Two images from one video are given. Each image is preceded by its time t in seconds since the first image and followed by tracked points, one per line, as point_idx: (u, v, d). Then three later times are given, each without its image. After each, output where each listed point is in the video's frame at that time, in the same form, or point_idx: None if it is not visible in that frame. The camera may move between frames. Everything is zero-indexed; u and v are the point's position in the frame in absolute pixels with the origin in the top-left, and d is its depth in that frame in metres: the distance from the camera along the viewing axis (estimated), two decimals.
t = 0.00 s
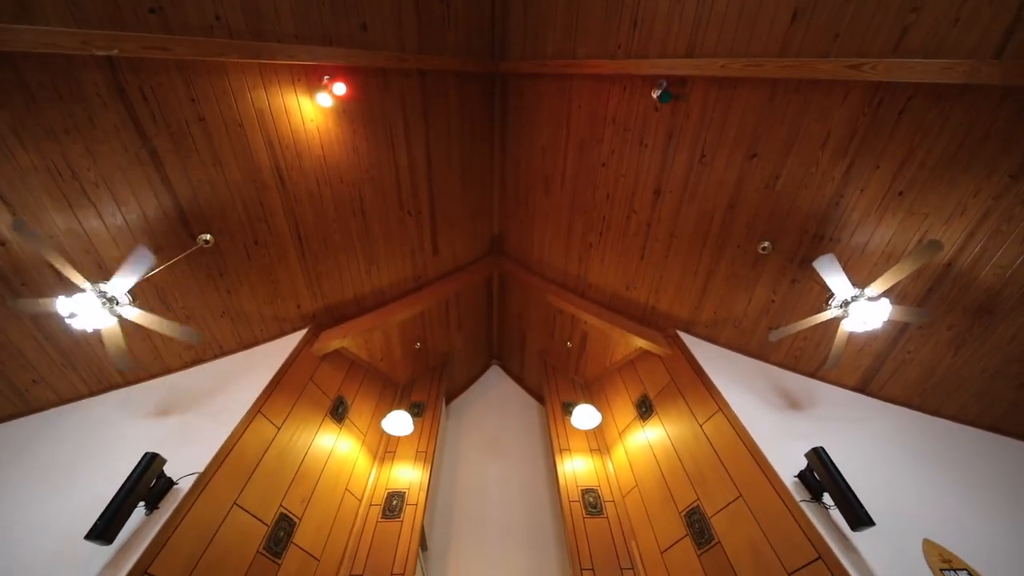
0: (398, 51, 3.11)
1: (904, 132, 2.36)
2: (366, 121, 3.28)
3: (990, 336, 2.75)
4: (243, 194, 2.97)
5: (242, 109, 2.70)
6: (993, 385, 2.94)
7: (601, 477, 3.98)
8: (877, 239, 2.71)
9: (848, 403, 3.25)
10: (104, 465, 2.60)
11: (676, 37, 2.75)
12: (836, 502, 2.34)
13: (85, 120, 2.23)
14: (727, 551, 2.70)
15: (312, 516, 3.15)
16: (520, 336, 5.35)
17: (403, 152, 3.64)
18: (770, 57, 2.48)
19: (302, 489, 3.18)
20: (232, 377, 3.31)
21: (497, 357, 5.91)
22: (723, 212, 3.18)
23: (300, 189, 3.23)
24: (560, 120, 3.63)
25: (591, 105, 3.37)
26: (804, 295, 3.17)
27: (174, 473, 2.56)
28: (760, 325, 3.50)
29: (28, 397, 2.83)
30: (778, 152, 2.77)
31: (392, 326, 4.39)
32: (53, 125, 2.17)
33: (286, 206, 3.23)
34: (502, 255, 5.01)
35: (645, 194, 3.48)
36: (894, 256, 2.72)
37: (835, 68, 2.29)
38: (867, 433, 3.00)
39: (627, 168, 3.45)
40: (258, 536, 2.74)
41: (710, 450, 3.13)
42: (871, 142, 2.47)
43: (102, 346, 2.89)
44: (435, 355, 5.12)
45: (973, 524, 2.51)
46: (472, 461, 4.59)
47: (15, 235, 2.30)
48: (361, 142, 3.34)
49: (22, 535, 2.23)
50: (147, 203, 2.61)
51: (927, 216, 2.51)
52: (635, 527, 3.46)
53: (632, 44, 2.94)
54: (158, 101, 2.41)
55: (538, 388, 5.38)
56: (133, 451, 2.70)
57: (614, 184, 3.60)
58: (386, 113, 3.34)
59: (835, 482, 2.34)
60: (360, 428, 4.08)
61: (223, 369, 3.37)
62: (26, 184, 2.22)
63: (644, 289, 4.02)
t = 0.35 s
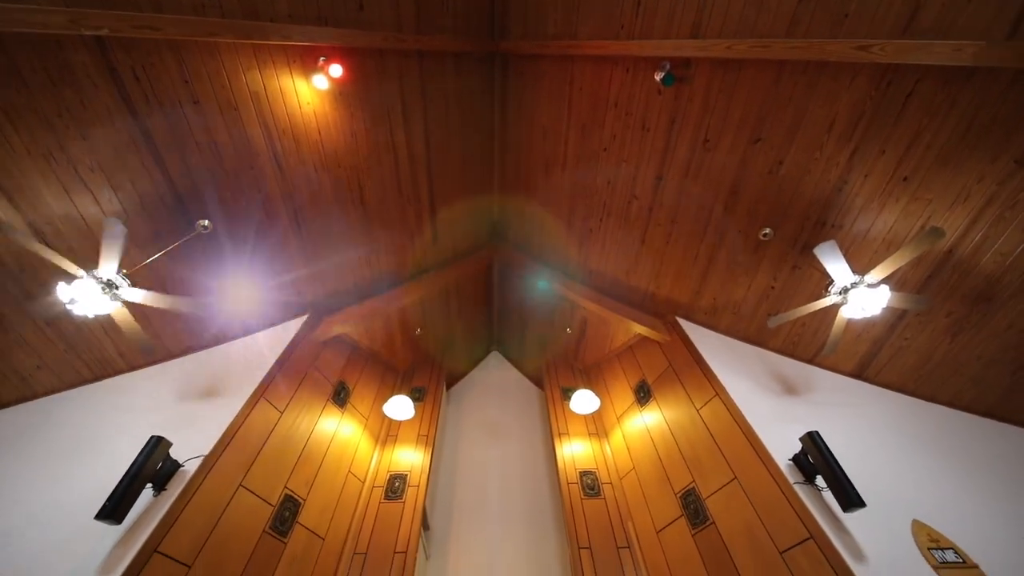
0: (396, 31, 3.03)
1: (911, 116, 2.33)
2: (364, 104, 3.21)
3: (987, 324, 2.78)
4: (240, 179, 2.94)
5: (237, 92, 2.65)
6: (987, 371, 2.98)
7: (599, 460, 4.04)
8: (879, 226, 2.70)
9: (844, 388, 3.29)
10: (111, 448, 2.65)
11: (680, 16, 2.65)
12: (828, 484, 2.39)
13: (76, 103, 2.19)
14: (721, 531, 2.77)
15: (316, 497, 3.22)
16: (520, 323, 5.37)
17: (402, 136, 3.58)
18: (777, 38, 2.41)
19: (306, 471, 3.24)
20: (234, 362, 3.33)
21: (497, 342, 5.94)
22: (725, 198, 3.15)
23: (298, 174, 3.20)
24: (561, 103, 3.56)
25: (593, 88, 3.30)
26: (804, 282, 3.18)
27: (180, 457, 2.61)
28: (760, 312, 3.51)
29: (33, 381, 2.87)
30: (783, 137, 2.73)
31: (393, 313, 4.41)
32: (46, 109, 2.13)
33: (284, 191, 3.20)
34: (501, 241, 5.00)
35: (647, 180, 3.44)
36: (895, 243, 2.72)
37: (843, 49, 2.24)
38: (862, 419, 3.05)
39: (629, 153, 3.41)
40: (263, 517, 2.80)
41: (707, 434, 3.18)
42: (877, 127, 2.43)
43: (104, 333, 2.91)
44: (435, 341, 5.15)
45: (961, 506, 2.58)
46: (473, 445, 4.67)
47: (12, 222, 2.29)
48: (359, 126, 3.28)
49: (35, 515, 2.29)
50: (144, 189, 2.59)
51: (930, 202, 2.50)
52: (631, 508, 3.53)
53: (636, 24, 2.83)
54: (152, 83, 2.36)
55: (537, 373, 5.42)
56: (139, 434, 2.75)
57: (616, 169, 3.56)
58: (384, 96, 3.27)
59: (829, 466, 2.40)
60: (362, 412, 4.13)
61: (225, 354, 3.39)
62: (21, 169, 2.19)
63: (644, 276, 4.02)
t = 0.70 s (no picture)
0: None
1: (922, 93, 2.27)
2: (360, 79, 3.11)
3: (986, 305, 2.79)
4: (236, 157, 2.89)
5: (230, 65, 2.57)
6: (982, 352, 3.02)
7: (597, 437, 4.13)
8: (884, 206, 2.68)
9: (840, 368, 3.34)
10: (121, 424, 2.72)
11: None
12: (820, 460, 2.46)
13: (65, 76, 2.14)
14: (714, 504, 2.87)
15: (321, 471, 3.32)
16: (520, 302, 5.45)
17: (400, 112, 3.49)
18: (790, 8, 2.31)
19: (311, 446, 3.33)
20: (237, 341, 3.36)
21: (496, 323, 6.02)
22: (729, 177, 3.10)
23: (294, 152, 3.13)
24: (564, 78, 3.45)
25: (596, 62, 3.18)
26: (805, 263, 3.17)
27: (189, 432, 2.68)
28: (760, 293, 3.51)
29: (40, 359, 2.93)
30: (790, 114, 2.66)
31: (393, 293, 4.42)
32: (34, 82, 2.09)
33: (281, 169, 3.14)
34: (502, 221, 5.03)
35: (650, 158, 3.38)
36: (899, 223, 2.70)
37: (857, 22, 2.15)
38: (855, 398, 3.10)
39: (632, 130, 3.33)
40: (271, 489, 2.90)
41: (703, 412, 3.24)
42: (887, 104, 2.37)
43: (106, 312, 2.94)
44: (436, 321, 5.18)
45: (944, 481, 2.67)
46: (474, 422, 4.77)
47: (9, 201, 2.28)
48: (356, 103, 3.20)
49: (54, 485, 2.39)
50: (139, 167, 2.55)
51: (937, 183, 2.47)
52: (627, 482, 3.64)
53: None
54: (141, 56, 2.29)
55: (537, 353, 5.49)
56: (147, 411, 2.82)
57: (618, 148, 3.49)
58: (381, 70, 3.17)
59: (822, 442, 2.46)
60: (365, 390, 4.20)
61: (227, 333, 3.42)
62: (14, 146, 2.17)
63: (644, 256, 4.02)
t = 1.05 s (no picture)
0: None
1: (938, 65, 2.19)
2: (355, 49, 3.00)
3: (985, 285, 2.80)
4: (230, 131, 2.82)
5: (219, 33, 2.47)
6: (978, 330, 3.05)
7: (594, 411, 4.22)
8: (890, 183, 2.63)
9: (836, 347, 3.37)
10: (128, 398, 2.78)
11: None
12: (812, 434, 2.53)
13: (49, 45, 2.05)
14: (707, 475, 2.97)
15: (327, 444, 3.42)
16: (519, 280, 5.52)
17: (397, 85, 3.39)
18: None
19: (316, 420, 3.41)
20: (240, 318, 3.39)
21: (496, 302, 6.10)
22: (734, 153, 3.04)
23: (290, 126, 3.06)
24: (566, 48, 3.32)
25: (600, 31, 3.06)
26: (807, 242, 3.15)
27: (196, 406, 2.74)
28: (761, 272, 3.51)
29: (46, 336, 2.96)
30: (800, 87, 2.58)
31: (393, 272, 4.42)
32: (18, 53, 2.01)
33: (277, 144, 3.08)
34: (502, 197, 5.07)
35: (654, 134, 3.30)
36: (905, 201, 2.67)
37: None
38: (850, 375, 3.15)
39: (636, 104, 3.24)
40: (279, 460, 3.00)
41: (700, 388, 3.30)
42: (900, 77, 2.29)
43: (108, 291, 2.95)
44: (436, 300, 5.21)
45: (931, 454, 2.75)
46: (474, 397, 4.87)
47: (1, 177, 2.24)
48: (352, 75, 3.10)
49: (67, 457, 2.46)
50: (132, 141, 2.49)
51: (946, 159, 2.42)
52: (623, 454, 3.76)
53: None
54: (127, 24, 2.20)
55: (536, 331, 5.56)
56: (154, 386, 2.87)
57: (621, 123, 3.41)
58: (377, 39, 3.05)
59: (814, 418, 2.52)
60: (368, 366, 4.26)
61: (229, 310, 3.44)
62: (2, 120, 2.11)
63: (645, 235, 3.99)
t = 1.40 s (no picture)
0: None
1: (957, 35, 2.10)
2: (349, 17, 2.87)
3: (987, 264, 2.78)
4: (224, 104, 2.75)
5: None
6: (977, 310, 3.05)
7: (593, 387, 4.30)
8: (898, 160, 2.58)
9: (835, 325, 3.40)
10: (136, 373, 2.83)
11: None
12: (806, 409, 2.58)
13: (31, 13, 1.97)
14: (702, 449, 3.05)
15: (332, 418, 3.51)
16: (520, 259, 5.50)
17: (394, 56, 3.27)
18: None
19: (321, 395, 3.48)
20: (242, 295, 3.40)
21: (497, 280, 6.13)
22: (741, 129, 2.97)
23: (284, 99, 2.98)
24: (569, 16, 3.18)
25: None
26: (811, 221, 3.11)
27: (203, 381, 2.79)
28: (763, 250, 3.49)
29: (50, 313, 2.99)
30: (811, 59, 2.49)
31: (394, 250, 4.41)
32: None
33: (272, 118, 3.00)
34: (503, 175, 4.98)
35: (659, 108, 3.21)
36: (912, 179, 2.62)
37: None
38: (846, 353, 3.19)
39: (641, 76, 3.13)
40: (286, 434, 3.08)
41: (698, 366, 3.35)
42: (916, 48, 2.20)
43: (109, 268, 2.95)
44: (436, 278, 5.23)
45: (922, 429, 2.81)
46: (475, 373, 4.96)
47: None
48: (346, 44, 2.98)
49: (80, 429, 2.54)
50: (123, 115, 2.44)
51: (957, 135, 2.36)
52: (620, 428, 3.85)
53: None
54: None
55: (537, 308, 5.60)
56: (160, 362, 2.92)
57: (625, 97, 3.31)
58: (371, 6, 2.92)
59: (808, 394, 2.57)
60: (370, 343, 4.32)
61: (231, 287, 3.45)
62: None
63: (647, 213, 3.95)
